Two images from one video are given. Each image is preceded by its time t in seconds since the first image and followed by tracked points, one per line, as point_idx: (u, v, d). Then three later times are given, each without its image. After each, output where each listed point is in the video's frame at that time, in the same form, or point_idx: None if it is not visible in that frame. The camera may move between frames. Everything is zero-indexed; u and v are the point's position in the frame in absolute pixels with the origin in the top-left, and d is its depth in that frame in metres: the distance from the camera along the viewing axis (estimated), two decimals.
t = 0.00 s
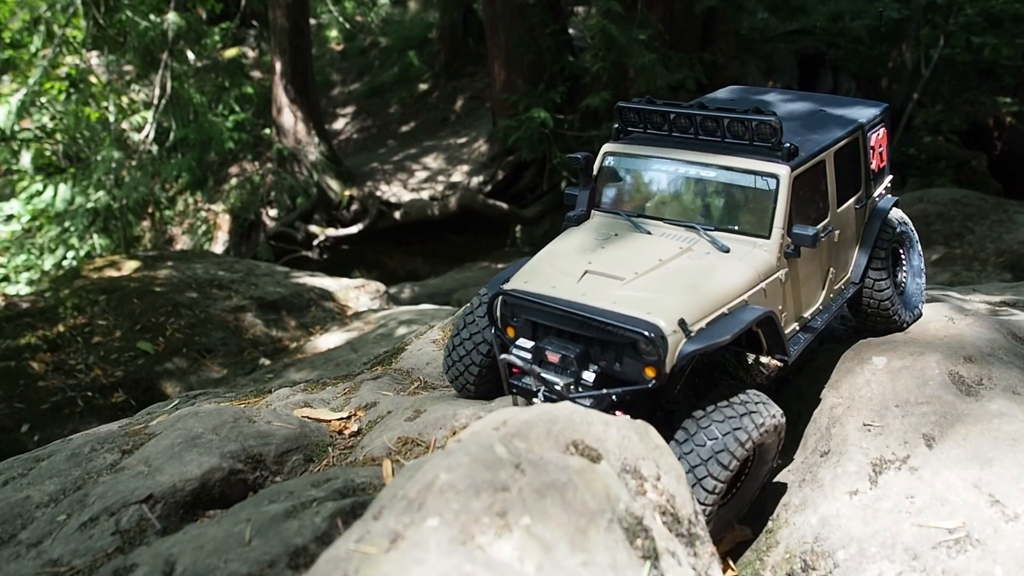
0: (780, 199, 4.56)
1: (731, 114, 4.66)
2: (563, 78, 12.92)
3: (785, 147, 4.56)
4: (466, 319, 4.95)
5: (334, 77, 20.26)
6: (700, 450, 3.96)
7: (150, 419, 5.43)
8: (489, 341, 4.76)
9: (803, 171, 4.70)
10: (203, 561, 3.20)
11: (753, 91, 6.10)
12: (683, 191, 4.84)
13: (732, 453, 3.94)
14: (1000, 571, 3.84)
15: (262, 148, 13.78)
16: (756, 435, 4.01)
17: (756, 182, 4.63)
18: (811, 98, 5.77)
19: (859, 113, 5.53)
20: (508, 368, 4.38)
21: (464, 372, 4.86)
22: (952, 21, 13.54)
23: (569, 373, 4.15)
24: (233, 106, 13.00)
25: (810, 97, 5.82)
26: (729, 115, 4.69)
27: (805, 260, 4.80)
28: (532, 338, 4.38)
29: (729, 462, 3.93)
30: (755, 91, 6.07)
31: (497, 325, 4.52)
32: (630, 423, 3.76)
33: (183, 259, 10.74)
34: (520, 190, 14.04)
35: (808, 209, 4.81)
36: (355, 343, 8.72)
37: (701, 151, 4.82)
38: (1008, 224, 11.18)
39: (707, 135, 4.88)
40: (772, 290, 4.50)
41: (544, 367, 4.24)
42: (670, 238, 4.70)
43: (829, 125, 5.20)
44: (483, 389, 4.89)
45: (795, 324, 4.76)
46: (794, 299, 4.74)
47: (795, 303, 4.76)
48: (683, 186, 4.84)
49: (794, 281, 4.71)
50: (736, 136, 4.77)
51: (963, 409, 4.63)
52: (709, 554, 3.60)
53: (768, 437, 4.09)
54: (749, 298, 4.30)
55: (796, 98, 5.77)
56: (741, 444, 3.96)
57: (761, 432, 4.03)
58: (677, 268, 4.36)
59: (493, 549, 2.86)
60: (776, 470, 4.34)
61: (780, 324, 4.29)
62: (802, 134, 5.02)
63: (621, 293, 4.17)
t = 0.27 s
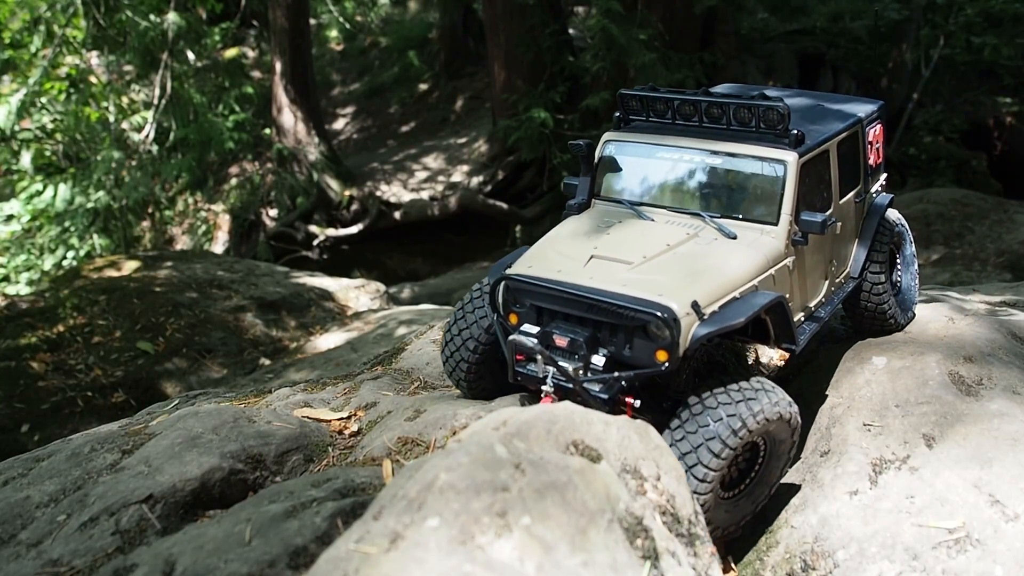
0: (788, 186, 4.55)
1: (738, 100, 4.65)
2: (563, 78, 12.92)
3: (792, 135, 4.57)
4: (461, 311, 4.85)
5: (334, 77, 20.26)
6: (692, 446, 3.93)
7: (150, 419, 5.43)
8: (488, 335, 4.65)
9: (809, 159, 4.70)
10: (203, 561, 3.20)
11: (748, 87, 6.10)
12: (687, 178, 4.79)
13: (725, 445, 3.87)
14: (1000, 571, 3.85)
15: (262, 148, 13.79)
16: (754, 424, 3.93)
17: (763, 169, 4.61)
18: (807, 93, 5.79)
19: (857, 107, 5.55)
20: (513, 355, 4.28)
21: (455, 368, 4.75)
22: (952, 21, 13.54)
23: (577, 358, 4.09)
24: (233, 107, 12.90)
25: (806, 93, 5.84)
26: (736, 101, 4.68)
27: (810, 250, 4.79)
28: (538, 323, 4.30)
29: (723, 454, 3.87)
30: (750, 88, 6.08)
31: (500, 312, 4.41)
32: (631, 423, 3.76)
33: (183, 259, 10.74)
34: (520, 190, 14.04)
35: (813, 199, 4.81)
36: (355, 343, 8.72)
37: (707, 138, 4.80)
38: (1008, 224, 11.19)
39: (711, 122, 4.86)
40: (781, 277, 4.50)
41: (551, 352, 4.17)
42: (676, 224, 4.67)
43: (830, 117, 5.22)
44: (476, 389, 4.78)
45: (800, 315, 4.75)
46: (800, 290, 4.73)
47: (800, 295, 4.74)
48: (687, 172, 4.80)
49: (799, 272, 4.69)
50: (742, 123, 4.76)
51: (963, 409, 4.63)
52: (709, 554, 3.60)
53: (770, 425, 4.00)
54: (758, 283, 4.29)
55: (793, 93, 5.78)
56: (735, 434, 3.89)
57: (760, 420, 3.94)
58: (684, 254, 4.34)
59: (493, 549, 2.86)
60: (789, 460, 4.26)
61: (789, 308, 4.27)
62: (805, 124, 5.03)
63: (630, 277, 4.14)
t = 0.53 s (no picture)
0: (789, 183, 4.54)
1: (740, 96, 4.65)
2: (563, 78, 12.93)
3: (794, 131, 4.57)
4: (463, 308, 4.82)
5: (334, 76, 20.25)
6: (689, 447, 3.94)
7: (150, 419, 5.43)
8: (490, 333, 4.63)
9: (811, 155, 4.70)
10: (203, 561, 3.20)
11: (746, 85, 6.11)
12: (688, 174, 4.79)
13: (717, 444, 3.87)
14: (1000, 571, 3.85)
15: (262, 148, 13.78)
16: (747, 422, 3.91)
17: (765, 165, 4.61)
18: (806, 91, 5.80)
19: (857, 105, 5.56)
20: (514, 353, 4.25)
21: (454, 367, 4.73)
22: (952, 21, 13.55)
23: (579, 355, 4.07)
24: (233, 106, 13.02)
25: (805, 92, 5.84)
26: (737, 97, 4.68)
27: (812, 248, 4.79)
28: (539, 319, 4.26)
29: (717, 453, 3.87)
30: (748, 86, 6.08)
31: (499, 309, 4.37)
32: (631, 423, 3.76)
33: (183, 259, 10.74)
34: (520, 190, 14.04)
35: (814, 196, 4.80)
36: (355, 343, 8.71)
37: (708, 135, 4.80)
38: (1008, 224, 11.19)
39: (712, 118, 4.87)
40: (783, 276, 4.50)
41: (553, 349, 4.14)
42: (678, 221, 4.65)
43: (831, 115, 5.22)
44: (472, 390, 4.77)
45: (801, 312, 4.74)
46: (803, 287, 4.73)
47: (802, 292, 4.74)
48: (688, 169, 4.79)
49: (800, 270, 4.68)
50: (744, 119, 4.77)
51: (963, 409, 4.62)
52: (708, 554, 3.60)
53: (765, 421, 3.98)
54: (761, 279, 4.29)
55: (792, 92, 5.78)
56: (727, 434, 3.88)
57: (756, 418, 3.92)
58: (686, 251, 4.32)
59: (494, 549, 2.86)
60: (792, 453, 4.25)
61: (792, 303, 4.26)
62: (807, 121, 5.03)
63: (632, 274, 4.12)
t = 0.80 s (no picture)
0: (783, 159, 4.53)
1: (730, 76, 4.67)
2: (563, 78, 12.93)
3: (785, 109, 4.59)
4: (446, 301, 4.77)
5: (334, 77, 20.25)
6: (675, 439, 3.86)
7: (149, 419, 5.43)
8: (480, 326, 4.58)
9: (803, 134, 4.70)
10: (203, 561, 3.20)
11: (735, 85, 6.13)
12: (681, 156, 4.77)
13: (700, 431, 3.79)
14: (1000, 571, 3.85)
15: (262, 148, 13.78)
16: (727, 403, 3.82)
17: (758, 144, 4.61)
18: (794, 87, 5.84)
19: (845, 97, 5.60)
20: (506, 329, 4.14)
21: (444, 363, 4.65)
22: (951, 21, 13.57)
23: (574, 329, 4.02)
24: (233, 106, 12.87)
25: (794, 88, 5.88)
26: (728, 77, 4.69)
27: (807, 228, 4.76)
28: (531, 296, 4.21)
29: (705, 439, 3.80)
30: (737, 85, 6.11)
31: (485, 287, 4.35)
32: (630, 422, 3.76)
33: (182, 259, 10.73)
34: (520, 190, 14.03)
35: (809, 176, 4.79)
36: (355, 343, 8.71)
37: (699, 116, 4.80)
38: (1008, 225, 11.19)
39: (703, 101, 4.87)
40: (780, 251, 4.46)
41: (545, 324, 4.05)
42: (671, 199, 4.61)
43: (821, 104, 5.25)
44: (467, 388, 4.68)
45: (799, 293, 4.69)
46: (800, 267, 4.70)
47: (797, 275, 4.70)
48: (681, 150, 4.78)
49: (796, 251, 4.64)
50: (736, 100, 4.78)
51: (963, 409, 4.61)
52: (709, 554, 3.60)
53: (749, 398, 3.88)
54: (757, 253, 4.26)
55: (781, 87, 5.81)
56: (709, 418, 3.80)
57: (756, 383, 3.88)
58: (679, 225, 4.27)
59: (494, 549, 2.86)
60: (789, 426, 4.17)
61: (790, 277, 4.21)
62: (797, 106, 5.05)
63: (627, 245, 4.07)
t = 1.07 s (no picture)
0: (783, 157, 4.54)
1: (728, 73, 4.68)
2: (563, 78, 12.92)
3: (784, 108, 4.61)
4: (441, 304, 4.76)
5: (334, 77, 20.25)
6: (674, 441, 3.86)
7: (150, 419, 5.43)
8: (471, 330, 4.57)
9: (803, 132, 4.72)
10: (203, 561, 3.20)
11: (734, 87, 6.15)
12: (679, 154, 4.76)
13: (695, 433, 3.79)
14: (1000, 571, 3.85)
15: (262, 148, 13.86)
16: (721, 403, 3.82)
17: (757, 141, 4.62)
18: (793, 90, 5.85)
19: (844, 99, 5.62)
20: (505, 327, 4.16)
21: (443, 368, 4.67)
22: (950, 22, 13.58)
23: (573, 326, 4.03)
24: (233, 106, 12.96)
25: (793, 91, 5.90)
26: (726, 74, 4.71)
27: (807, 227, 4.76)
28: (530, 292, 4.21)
29: (702, 440, 3.79)
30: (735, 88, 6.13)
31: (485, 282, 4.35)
32: (630, 423, 3.76)
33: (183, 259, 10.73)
34: (521, 190, 14.03)
35: (808, 174, 4.80)
36: (355, 343, 8.71)
37: (697, 114, 4.81)
38: (1008, 225, 11.19)
39: (700, 99, 4.88)
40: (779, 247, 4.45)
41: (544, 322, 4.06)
42: (670, 197, 4.61)
43: (820, 104, 5.27)
44: (470, 390, 4.68)
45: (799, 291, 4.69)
46: (800, 264, 4.70)
47: (797, 274, 4.69)
48: (679, 148, 4.77)
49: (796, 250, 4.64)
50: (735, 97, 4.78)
51: (963, 409, 4.61)
52: (709, 555, 3.60)
53: (744, 395, 3.88)
54: (757, 250, 4.26)
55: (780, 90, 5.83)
56: (704, 420, 3.80)
57: (750, 379, 3.88)
58: (679, 222, 4.27)
59: (493, 549, 2.86)
60: (789, 420, 4.15)
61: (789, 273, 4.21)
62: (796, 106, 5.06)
63: (625, 242, 4.07)
